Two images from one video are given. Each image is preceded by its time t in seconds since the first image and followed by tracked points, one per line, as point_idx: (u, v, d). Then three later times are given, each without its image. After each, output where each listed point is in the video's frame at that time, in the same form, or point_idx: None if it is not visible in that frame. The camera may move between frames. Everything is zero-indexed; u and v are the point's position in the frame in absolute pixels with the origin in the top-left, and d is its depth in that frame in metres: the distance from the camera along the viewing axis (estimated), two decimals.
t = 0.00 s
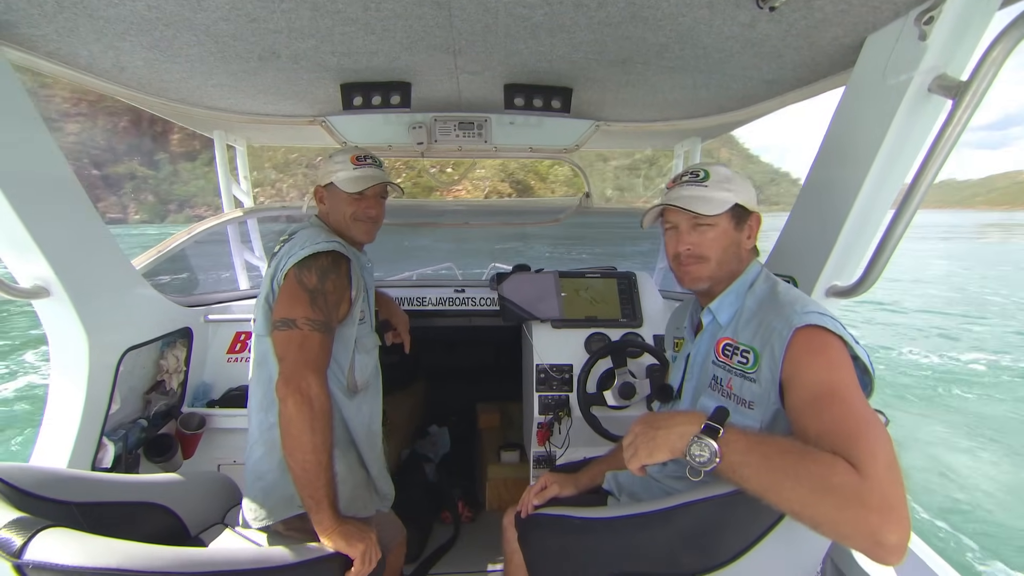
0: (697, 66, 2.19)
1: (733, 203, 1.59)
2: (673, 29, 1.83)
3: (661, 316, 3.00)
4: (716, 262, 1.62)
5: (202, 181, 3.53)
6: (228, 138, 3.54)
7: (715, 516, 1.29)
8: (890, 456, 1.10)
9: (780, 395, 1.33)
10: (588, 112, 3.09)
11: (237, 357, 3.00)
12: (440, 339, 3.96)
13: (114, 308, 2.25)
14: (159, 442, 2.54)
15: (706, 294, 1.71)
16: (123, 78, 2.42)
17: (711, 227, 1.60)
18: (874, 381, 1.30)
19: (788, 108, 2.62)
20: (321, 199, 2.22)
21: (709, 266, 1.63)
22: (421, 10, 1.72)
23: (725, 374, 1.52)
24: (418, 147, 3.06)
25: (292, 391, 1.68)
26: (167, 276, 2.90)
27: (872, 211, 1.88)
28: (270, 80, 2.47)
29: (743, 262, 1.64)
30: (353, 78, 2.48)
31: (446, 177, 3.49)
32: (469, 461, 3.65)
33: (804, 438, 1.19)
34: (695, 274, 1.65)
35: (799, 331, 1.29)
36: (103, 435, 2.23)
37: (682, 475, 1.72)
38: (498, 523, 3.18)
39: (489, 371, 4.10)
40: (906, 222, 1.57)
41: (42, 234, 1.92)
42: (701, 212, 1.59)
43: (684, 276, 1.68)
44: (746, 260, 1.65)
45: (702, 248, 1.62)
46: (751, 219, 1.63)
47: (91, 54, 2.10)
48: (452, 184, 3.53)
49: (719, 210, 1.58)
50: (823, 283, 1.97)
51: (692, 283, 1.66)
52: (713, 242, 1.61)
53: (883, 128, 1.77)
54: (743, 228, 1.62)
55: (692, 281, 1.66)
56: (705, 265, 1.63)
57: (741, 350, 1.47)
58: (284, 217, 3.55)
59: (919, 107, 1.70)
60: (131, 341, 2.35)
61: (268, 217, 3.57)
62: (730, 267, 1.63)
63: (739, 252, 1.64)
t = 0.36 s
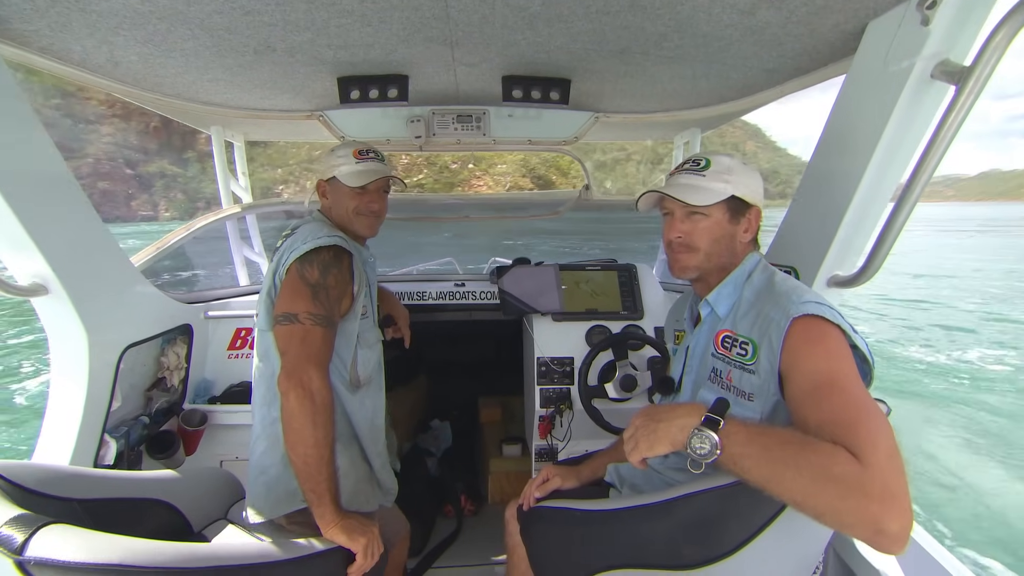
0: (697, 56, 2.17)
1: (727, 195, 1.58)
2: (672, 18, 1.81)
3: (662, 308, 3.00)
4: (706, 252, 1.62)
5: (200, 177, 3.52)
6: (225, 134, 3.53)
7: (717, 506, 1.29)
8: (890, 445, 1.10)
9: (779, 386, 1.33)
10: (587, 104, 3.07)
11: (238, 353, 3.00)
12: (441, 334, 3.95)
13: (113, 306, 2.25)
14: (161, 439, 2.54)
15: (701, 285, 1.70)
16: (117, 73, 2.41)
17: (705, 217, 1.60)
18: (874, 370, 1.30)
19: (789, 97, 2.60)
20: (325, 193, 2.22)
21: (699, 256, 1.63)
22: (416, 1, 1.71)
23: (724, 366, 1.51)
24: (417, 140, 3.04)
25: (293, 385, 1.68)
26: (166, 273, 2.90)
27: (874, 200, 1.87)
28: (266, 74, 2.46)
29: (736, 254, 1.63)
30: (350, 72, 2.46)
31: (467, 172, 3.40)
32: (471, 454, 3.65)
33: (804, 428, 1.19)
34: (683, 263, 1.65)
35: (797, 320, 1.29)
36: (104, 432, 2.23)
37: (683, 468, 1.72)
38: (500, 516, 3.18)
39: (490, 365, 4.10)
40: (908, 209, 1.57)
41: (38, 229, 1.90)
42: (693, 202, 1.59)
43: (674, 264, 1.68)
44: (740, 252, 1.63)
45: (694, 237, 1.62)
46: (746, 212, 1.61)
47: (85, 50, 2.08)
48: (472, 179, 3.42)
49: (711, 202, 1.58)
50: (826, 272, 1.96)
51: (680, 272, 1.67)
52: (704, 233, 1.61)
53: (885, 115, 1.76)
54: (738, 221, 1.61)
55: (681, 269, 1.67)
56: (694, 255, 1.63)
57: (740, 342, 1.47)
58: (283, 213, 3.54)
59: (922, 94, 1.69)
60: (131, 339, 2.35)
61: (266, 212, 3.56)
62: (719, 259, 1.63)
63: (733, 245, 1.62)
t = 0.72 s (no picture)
0: (692, 50, 2.15)
1: (733, 189, 1.56)
2: (667, 11, 1.79)
3: (659, 305, 2.98)
4: (711, 248, 1.60)
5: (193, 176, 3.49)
6: (218, 132, 3.50)
7: (717, 504, 1.27)
8: (893, 441, 1.09)
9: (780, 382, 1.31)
10: (582, 101, 3.05)
11: (232, 353, 2.97)
12: (438, 332, 3.93)
13: (103, 307, 2.22)
14: (153, 440, 2.51)
15: (704, 281, 1.69)
16: (106, 70, 2.38)
17: (710, 212, 1.58)
18: (875, 365, 1.28)
19: (786, 92, 2.58)
20: (319, 191, 2.19)
21: (704, 252, 1.61)
22: None
23: (724, 361, 1.50)
24: (411, 138, 3.02)
25: (287, 385, 1.66)
26: (158, 273, 2.87)
27: (873, 194, 1.85)
28: (257, 71, 2.43)
29: (740, 249, 1.61)
30: (342, 68, 2.44)
31: (485, 174, 3.54)
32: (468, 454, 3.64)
33: (805, 425, 1.17)
34: (689, 259, 1.64)
35: (798, 314, 1.27)
36: (95, 434, 2.20)
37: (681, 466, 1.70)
38: (498, 516, 3.16)
39: (488, 363, 4.08)
40: (907, 203, 1.55)
41: (22, 226, 1.87)
42: (699, 197, 1.57)
43: (680, 260, 1.67)
44: (745, 248, 1.62)
45: (699, 232, 1.60)
46: (752, 208, 1.59)
47: (71, 46, 2.05)
48: (490, 180, 3.54)
49: (715, 197, 1.56)
50: (824, 267, 1.95)
51: (686, 268, 1.66)
52: (710, 229, 1.59)
53: (884, 109, 1.74)
54: (743, 216, 1.59)
55: (687, 266, 1.66)
56: (699, 251, 1.62)
57: (741, 336, 1.45)
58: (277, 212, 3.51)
59: (922, 87, 1.67)
60: (123, 339, 2.32)
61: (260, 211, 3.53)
62: (725, 255, 1.61)
63: (738, 239, 1.60)
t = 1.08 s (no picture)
0: (692, 51, 2.14)
1: (736, 190, 1.55)
2: (667, 11, 1.78)
3: (658, 307, 2.96)
4: (712, 249, 1.59)
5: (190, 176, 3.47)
6: (215, 132, 3.49)
7: (716, 509, 1.26)
8: (894, 446, 1.08)
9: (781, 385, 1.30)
10: (582, 102, 3.04)
11: (228, 354, 2.94)
12: (436, 334, 3.92)
13: (98, 307, 2.20)
14: (148, 442, 2.49)
15: (704, 283, 1.68)
16: (101, 69, 2.36)
17: (712, 213, 1.57)
18: (876, 370, 1.27)
19: (786, 94, 2.57)
20: (309, 191, 2.17)
21: (705, 253, 1.60)
22: None
23: (724, 362, 1.49)
24: (409, 138, 3.01)
25: (278, 388, 1.64)
26: (154, 273, 2.85)
27: (873, 197, 1.84)
28: (254, 70, 2.41)
29: (742, 251, 1.60)
30: (340, 67, 2.42)
31: (504, 176, 3.48)
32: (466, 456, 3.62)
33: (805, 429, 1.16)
34: (690, 260, 1.63)
35: (801, 316, 1.26)
36: (89, 436, 2.19)
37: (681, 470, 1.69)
38: (496, 518, 3.14)
39: (486, 365, 4.06)
40: (906, 206, 1.54)
41: (15, 226, 1.85)
42: (701, 197, 1.56)
43: (680, 261, 1.66)
44: (747, 249, 1.60)
45: (701, 233, 1.59)
46: (755, 208, 1.58)
47: (66, 44, 2.04)
48: (509, 182, 3.49)
49: (717, 197, 1.55)
50: (823, 269, 1.94)
51: (687, 270, 1.65)
52: (711, 230, 1.58)
53: (884, 110, 1.73)
54: (746, 217, 1.57)
55: (688, 268, 1.64)
56: (700, 252, 1.61)
57: (741, 337, 1.44)
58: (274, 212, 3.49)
59: (922, 88, 1.66)
60: (118, 340, 2.30)
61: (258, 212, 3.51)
62: (726, 256, 1.60)
63: (740, 240, 1.59)
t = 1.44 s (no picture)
0: (697, 52, 2.15)
1: (712, 194, 1.58)
2: (673, 12, 1.78)
3: (659, 307, 2.97)
4: (692, 248, 1.64)
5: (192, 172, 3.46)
6: (216, 128, 3.48)
7: (719, 509, 1.26)
8: (896, 446, 1.08)
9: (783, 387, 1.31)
10: (585, 101, 3.04)
11: (229, 351, 2.94)
12: (436, 332, 3.92)
13: (101, 304, 2.20)
14: (150, 439, 2.49)
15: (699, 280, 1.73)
16: (105, 64, 2.35)
17: (692, 214, 1.61)
18: (878, 371, 1.27)
19: (789, 95, 2.58)
20: (305, 187, 2.17)
21: (685, 252, 1.66)
22: None
23: (725, 364, 1.49)
24: (412, 137, 3.01)
25: (277, 387, 1.64)
26: (156, 270, 2.84)
27: (874, 199, 1.85)
28: (258, 67, 2.41)
29: (724, 252, 1.62)
30: (344, 65, 2.41)
31: (520, 171, 3.54)
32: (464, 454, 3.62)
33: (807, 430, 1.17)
34: (673, 256, 1.71)
35: (802, 318, 1.27)
36: (90, 432, 2.18)
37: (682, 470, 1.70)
38: (495, 517, 3.15)
39: (486, 364, 4.07)
40: (909, 208, 1.55)
41: (18, 221, 1.84)
42: (679, 199, 1.62)
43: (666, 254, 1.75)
44: (731, 251, 1.62)
45: (682, 233, 1.65)
46: (736, 212, 1.58)
47: (70, 39, 2.03)
48: (526, 178, 3.55)
49: (692, 198, 1.59)
50: (823, 271, 1.95)
51: (671, 263, 1.74)
52: (690, 230, 1.63)
53: (887, 112, 1.74)
54: (725, 221, 1.59)
55: (672, 262, 1.73)
56: (680, 250, 1.67)
57: (742, 340, 1.45)
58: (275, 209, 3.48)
59: (925, 92, 1.66)
60: (119, 337, 2.30)
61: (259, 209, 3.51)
62: (707, 256, 1.64)
63: (721, 243, 1.61)
